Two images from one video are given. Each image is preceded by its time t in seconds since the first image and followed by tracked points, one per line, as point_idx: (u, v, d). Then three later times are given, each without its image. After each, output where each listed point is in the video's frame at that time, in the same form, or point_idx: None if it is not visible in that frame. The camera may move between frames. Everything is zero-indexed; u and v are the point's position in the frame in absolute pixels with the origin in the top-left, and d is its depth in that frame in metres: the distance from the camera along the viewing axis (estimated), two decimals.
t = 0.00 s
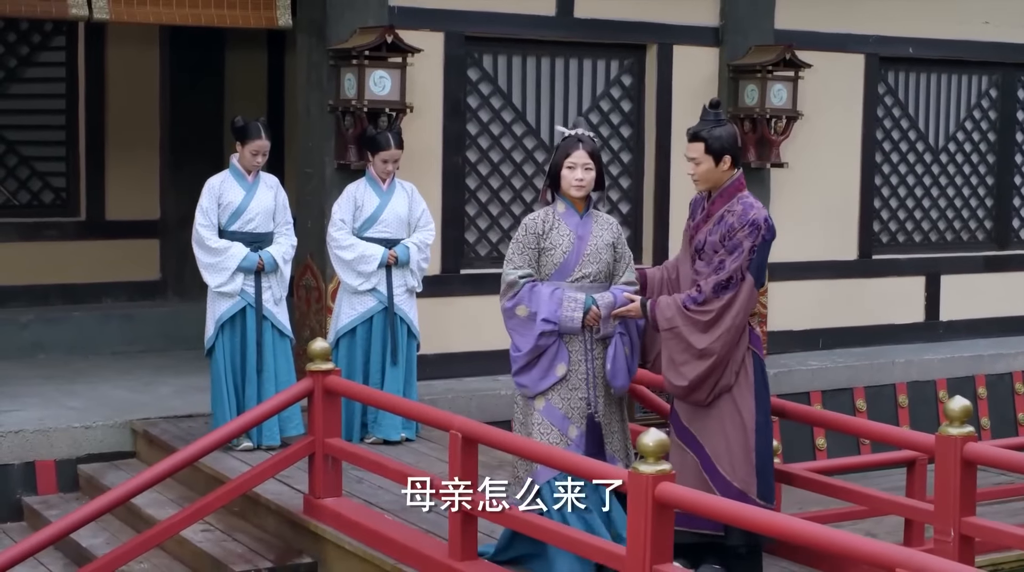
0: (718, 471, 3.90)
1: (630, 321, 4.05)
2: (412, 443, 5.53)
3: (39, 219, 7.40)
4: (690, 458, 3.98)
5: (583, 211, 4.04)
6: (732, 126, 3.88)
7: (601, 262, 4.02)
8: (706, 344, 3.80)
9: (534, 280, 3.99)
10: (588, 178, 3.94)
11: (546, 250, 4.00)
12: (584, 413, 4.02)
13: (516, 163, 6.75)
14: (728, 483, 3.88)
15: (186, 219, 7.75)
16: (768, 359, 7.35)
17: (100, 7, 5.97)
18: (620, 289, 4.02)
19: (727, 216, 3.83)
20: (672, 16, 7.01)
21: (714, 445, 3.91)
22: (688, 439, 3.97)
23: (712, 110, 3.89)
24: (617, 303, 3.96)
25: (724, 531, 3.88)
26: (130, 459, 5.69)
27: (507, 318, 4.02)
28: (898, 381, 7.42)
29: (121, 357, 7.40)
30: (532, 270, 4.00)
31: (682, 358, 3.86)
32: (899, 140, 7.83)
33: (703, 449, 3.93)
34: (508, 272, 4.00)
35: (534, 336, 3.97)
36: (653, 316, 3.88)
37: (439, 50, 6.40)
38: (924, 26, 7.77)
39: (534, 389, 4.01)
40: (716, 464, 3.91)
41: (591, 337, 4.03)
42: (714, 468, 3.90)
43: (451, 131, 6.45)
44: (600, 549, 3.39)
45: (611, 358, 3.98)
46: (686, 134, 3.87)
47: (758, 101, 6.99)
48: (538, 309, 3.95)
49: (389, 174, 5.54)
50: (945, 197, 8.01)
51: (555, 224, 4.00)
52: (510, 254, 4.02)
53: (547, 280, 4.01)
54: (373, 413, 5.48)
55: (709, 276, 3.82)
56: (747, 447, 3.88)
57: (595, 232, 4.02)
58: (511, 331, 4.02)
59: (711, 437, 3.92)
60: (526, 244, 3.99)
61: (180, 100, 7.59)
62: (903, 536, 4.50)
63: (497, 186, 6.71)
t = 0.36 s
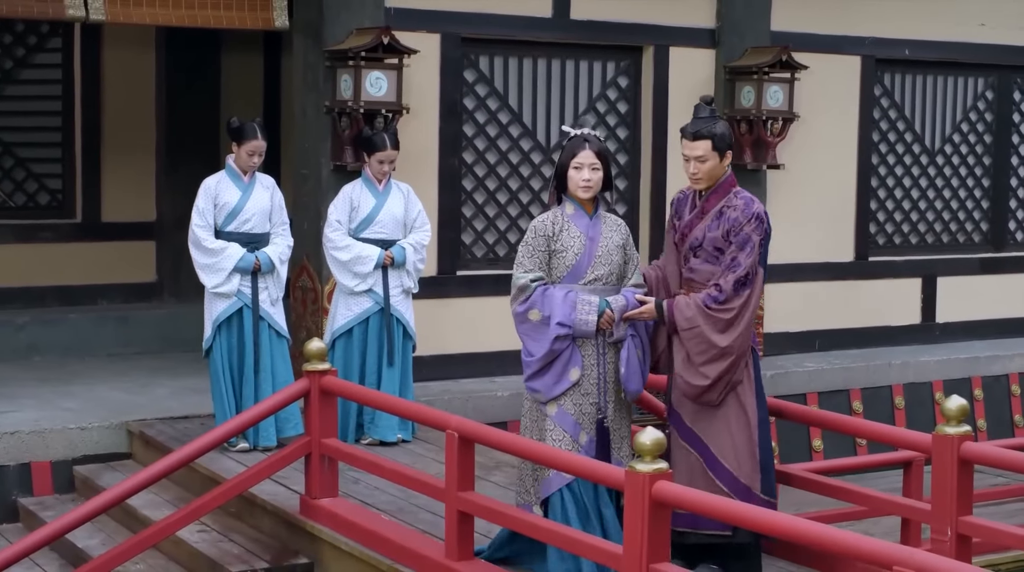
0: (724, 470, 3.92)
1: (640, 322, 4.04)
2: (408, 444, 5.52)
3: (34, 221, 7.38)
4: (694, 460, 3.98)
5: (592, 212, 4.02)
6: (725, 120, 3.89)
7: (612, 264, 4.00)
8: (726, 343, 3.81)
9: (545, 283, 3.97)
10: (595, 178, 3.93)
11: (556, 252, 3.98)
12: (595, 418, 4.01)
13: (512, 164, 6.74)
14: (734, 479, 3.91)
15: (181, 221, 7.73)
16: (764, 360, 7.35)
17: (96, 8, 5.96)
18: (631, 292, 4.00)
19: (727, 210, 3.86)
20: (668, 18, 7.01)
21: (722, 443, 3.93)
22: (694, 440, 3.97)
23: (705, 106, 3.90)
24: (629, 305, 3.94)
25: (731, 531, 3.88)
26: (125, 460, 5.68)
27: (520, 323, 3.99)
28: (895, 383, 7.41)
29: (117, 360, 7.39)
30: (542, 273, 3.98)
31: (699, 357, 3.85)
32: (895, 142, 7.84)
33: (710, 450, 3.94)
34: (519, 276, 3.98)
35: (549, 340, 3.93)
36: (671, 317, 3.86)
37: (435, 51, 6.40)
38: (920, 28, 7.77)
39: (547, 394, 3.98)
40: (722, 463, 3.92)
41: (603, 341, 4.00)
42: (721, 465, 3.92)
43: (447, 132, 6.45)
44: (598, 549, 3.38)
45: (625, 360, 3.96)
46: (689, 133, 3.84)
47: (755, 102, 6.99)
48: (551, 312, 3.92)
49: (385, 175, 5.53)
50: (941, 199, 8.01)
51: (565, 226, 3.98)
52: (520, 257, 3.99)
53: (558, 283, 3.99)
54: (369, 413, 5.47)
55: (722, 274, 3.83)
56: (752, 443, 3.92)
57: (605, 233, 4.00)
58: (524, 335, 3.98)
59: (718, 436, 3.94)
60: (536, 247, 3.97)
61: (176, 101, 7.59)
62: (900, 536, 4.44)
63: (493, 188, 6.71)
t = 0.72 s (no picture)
0: (745, 467, 3.95)
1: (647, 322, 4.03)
2: (404, 445, 5.51)
3: (30, 222, 7.38)
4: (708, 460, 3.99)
5: (600, 211, 3.99)
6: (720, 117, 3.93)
7: (620, 264, 3.97)
8: (745, 339, 3.85)
9: (554, 281, 3.91)
10: (603, 175, 3.91)
11: (564, 251, 3.94)
12: (604, 420, 3.95)
13: (508, 165, 6.74)
14: (754, 475, 3.95)
15: (177, 222, 7.72)
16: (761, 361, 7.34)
17: (92, 8, 5.95)
18: (640, 292, 3.95)
19: (730, 208, 3.91)
20: (664, 19, 7.01)
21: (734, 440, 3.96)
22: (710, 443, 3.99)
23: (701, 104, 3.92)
24: (639, 305, 3.90)
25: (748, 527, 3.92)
26: (121, 461, 5.67)
27: (526, 322, 3.92)
28: (891, 384, 7.41)
29: (113, 361, 7.38)
30: (550, 271, 3.92)
31: (717, 355, 3.86)
32: (891, 143, 7.84)
33: (726, 448, 3.96)
34: (527, 274, 3.91)
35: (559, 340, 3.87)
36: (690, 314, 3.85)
37: (432, 52, 6.39)
38: (915, 29, 7.78)
39: (554, 396, 3.91)
40: (740, 460, 3.95)
41: (612, 342, 3.96)
42: (739, 462, 3.95)
43: (443, 133, 6.44)
44: (594, 547, 3.37)
45: (636, 361, 3.96)
46: (693, 133, 3.86)
47: (751, 103, 6.99)
48: (560, 312, 3.86)
49: (381, 175, 5.53)
50: (937, 200, 8.02)
51: (573, 224, 3.94)
52: (527, 255, 3.93)
53: (566, 282, 3.94)
54: (366, 413, 5.47)
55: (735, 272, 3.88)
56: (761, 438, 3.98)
57: (613, 233, 3.97)
58: (532, 335, 3.91)
59: (730, 433, 3.96)
60: (544, 244, 3.92)
61: (172, 102, 7.58)
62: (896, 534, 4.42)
63: (490, 189, 6.71)
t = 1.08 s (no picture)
0: (762, 475, 3.74)
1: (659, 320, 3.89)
2: (402, 446, 5.50)
3: (28, 224, 7.37)
4: (720, 469, 3.79)
5: (606, 211, 3.89)
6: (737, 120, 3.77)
7: (624, 265, 3.87)
8: (759, 343, 3.66)
9: (554, 282, 3.83)
10: (609, 175, 3.82)
11: (566, 251, 3.85)
12: (607, 424, 3.84)
13: (507, 168, 6.74)
14: (772, 483, 3.74)
15: (176, 225, 7.71)
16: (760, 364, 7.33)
17: (91, 10, 5.98)
18: (645, 292, 3.84)
19: (750, 212, 3.73)
20: (663, 21, 7.01)
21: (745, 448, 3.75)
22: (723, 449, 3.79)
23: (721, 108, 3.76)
24: (644, 306, 3.78)
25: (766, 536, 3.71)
26: (120, 463, 5.66)
27: (526, 323, 3.85)
28: (890, 387, 7.41)
29: (111, 363, 7.37)
30: (551, 273, 3.84)
31: (729, 358, 3.67)
32: (890, 146, 7.84)
33: (739, 455, 3.75)
34: (528, 275, 3.84)
35: (556, 343, 3.79)
36: (704, 314, 3.68)
37: (431, 54, 6.40)
38: (914, 32, 7.78)
39: (554, 399, 3.83)
40: (757, 469, 3.74)
41: (615, 344, 3.85)
42: (756, 472, 3.74)
43: (442, 135, 6.44)
44: (593, 547, 3.37)
45: (645, 361, 3.82)
46: (717, 134, 3.68)
47: (750, 105, 6.99)
48: (558, 315, 3.78)
49: (380, 176, 5.52)
50: (936, 203, 8.02)
51: (577, 224, 3.85)
52: (529, 255, 3.86)
53: (567, 284, 3.86)
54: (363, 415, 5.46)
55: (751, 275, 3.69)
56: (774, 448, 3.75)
57: (618, 233, 3.86)
58: (531, 338, 3.84)
59: (743, 441, 3.76)
60: (546, 244, 3.84)
61: (171, 103, 7.58)
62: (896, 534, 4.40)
63: (489, 191, 6.70)
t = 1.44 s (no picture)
0: (781, 480, 3.76)
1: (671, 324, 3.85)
2: (401, 448, 5.50)
3: (26, 226, 7.36)
4: (744, 472, 3.80)
5: (618, 212, 3.83)
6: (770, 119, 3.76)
7: (634, 268, 3.80)
8: (775, 342, 3.67)
9: (562, 287, 3.80)
10: (620, 177, 3.76)
11: (575, 255, 3.81)
12: (616, 430, 3.80)
13: (505, 169, 6.74)
14: (789, 489, 3.75)
15: (174, 227, 7.71)
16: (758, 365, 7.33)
17: (90, 11, 5.98)
18: (656, 296, 3.80)
19: (781, 212, 3.74)
20: (662, 23, 7.01)
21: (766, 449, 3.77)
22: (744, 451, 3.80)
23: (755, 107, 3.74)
24: (654, 311, 3.75)
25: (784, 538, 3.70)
26: (118, 464, 5.65)
27: (535, 327, 3.82)
28: (889, 389, 7.40)
29: (110, 365, 7.37)
30: (560, 277, 3.81)
31: (744, 359, 3.68)
32: (889, 148, 7.84)
33: (762, 459, 3.77)
34: (536, 279, 3.82)
35: (561, 347, 3.76)
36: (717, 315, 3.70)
37: (429, 55, 6.39)
38: (912, 34, 7.79)
39: (562, 404, 3.80)
40: (775, 473, 3.76)
41: (624, 349, 3.81)
42: (775, 476, 3.76)
43: (441, 136, 6.44)
44: (591, 546, 3.36)
45: (655, 365, 3.77)
46: (749, 134, 3.66)
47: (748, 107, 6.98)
48: (565, 319, 3.74)
49: (379, 177, 5.53)
50: (934, 205, 8.02)
51: (586, 227, 3.80)
52: (538, 259, 3.83)
53: (576, 288, 3.82)
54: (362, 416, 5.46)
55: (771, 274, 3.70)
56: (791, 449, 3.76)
57: (629, 235, 3.80)
58: (538, 342, 3.81)
59: (766, 443, 3.77)
60: (554, 249, 3.81)
61: (169, 105, 7.58)
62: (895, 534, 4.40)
63: (487, 193, 6.70)
